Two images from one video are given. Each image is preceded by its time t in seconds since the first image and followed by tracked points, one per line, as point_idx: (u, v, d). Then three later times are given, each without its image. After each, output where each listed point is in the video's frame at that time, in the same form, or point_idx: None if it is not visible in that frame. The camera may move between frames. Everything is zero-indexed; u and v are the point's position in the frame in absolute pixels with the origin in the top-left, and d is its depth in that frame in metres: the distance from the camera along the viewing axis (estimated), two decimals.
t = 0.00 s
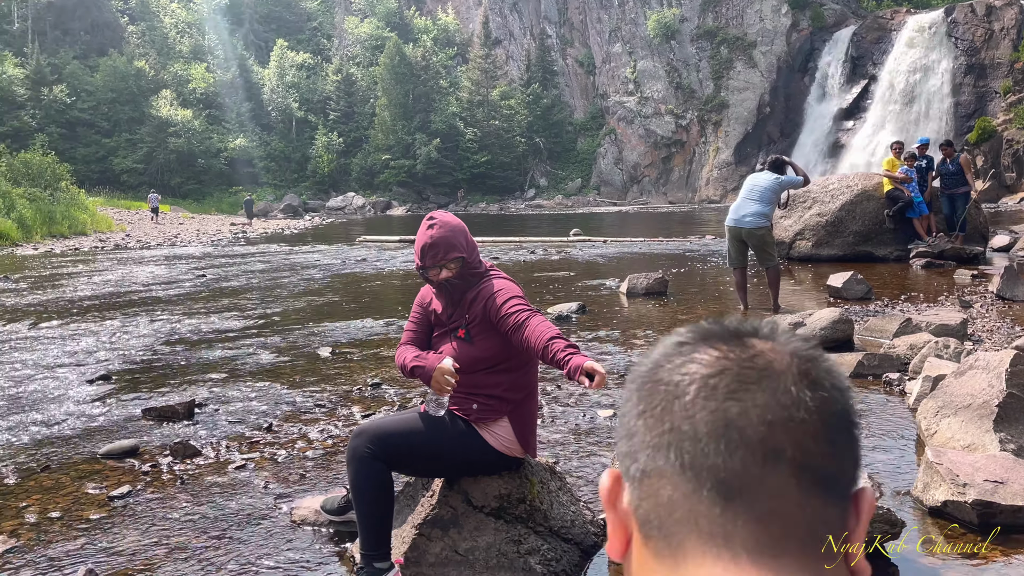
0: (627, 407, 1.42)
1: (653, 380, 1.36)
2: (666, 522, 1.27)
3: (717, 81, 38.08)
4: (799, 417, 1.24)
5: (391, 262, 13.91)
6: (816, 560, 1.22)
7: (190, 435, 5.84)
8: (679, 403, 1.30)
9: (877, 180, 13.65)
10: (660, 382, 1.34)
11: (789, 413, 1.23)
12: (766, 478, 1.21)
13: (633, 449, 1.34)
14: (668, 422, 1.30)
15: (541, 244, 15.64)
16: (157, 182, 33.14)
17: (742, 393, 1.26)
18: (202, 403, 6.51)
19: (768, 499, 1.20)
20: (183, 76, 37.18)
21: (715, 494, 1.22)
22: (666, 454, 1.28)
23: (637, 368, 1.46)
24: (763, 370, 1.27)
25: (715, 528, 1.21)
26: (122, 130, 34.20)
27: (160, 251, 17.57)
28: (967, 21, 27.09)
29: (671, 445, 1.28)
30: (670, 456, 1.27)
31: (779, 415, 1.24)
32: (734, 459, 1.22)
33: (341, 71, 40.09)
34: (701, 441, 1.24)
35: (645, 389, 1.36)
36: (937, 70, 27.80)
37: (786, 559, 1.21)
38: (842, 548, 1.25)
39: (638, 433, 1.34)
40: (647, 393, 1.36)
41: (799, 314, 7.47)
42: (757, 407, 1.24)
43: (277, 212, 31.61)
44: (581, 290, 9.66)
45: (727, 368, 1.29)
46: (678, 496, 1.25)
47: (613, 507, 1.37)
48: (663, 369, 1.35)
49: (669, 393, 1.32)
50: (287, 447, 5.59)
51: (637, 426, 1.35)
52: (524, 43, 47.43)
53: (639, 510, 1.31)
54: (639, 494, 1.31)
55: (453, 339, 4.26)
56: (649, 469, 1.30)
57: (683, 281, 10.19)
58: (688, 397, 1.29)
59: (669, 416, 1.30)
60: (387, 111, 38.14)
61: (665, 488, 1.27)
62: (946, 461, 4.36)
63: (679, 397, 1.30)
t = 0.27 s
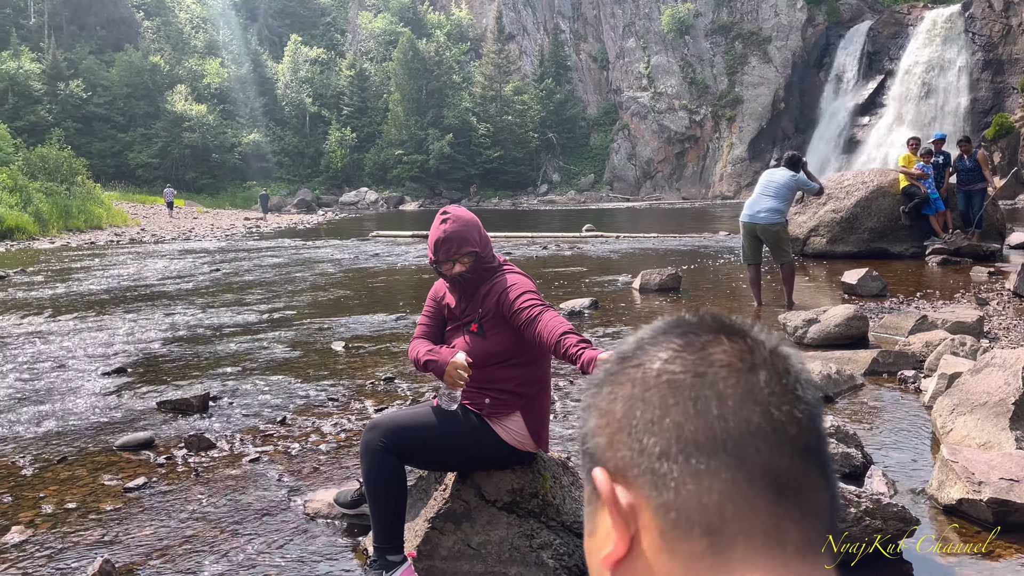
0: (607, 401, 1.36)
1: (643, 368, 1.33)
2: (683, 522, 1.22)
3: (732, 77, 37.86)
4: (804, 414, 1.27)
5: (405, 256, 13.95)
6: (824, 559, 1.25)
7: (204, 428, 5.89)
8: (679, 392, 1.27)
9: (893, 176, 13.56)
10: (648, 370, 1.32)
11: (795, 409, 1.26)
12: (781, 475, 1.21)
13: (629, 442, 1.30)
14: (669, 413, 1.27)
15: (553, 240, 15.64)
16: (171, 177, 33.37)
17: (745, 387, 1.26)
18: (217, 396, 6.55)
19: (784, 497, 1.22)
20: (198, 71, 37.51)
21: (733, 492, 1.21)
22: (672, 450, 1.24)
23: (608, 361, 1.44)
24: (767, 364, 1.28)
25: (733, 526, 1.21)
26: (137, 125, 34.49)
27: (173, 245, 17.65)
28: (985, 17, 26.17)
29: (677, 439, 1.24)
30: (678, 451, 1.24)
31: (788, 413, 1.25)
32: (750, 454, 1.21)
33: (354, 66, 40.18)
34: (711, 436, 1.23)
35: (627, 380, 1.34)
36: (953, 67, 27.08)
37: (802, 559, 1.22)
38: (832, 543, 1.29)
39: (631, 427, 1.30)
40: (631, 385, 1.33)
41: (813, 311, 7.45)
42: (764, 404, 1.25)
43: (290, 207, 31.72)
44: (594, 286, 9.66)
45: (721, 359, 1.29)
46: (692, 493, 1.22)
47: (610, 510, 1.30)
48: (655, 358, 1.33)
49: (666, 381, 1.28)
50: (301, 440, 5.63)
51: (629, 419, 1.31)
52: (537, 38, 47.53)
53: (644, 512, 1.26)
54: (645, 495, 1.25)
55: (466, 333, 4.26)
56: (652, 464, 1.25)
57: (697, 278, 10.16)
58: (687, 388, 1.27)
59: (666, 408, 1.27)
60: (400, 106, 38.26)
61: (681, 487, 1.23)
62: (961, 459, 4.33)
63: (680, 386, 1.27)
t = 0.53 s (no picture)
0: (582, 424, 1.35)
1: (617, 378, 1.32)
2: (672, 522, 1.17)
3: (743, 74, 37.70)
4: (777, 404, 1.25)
5: (413, 254, 13.97)
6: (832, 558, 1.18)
7: (213, 423, 5.92)
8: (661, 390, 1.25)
9: (906, 174, 13.48)
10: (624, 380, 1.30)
11: (770, 405, 1.24)
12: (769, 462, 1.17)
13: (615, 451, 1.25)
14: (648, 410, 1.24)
15: (563, 237, 15.63)
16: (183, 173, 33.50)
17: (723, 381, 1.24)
18: (227, 392, 6.59)
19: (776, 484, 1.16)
20: (210, 67, 37.71)
21: (727, 485, 1.17)
22: (659, 448, 1.21)
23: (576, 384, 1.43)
24: (732, 359, 1.28)
25: (729, 517, 1.15)
26: (149, 121, 34.66)
27: (185, 241, 17.73)
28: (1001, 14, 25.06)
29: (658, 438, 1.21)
30: (661, 454, 1.20)
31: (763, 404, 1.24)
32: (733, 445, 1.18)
33: (365, 63, 40.25)
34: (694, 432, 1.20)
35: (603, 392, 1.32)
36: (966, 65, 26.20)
37: (803, 553, 1.16)
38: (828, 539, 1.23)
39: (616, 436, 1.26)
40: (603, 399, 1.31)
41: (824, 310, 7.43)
42: (740, 398, 1.23)
43: (301, 204, 31.78)
44: (604, 284, 9.65)
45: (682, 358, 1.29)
46: (681, 488, 1.17)
47: (603, 525, 1.24)
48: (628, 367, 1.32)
49: (642, 387, 1.27)
50: (310, 436, 5.66)
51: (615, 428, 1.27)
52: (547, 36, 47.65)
53: (637, 520, 1.20)
54: (635, 502, 1.20)
55: (475, 330, 4.26)
56: (639, 468, 1.21)
57: (706, 276, 10.14)
58: (666, 390, 1.25)
59: (644, 409, 1.24)
60: (411, 104, 38.36)
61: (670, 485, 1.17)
62: (973, 460, 4.31)
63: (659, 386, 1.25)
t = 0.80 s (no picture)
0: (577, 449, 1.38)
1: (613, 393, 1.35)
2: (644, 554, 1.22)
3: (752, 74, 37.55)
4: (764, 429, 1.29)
5: (421, 252, 13.96)
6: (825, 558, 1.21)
7: (221, 420, 5.94)
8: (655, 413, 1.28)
9: (915, 175, 13.43)
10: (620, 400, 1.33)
11: (760, 404, 1.29)
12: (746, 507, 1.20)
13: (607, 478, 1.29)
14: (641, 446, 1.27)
15: (571, 237, 15.63)
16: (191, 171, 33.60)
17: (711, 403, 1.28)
18: (234, 388, 6.61)
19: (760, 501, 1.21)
20: (219, 65, 37.83)
21: (726, 483, 1.19)
22: (651, 459, 1.23)
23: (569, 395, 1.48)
24: (719, 362, 1.35)
25: (725, 513, 1.18)
26: (158, 119, 34.80)
27: (194, 238, 17.83)
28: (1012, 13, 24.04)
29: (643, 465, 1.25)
30: (656, 454, 1.23)
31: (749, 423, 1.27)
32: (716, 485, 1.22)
33: (374, 62, 40.26)
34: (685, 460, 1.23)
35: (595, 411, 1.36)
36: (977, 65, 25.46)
37: (802, 548, 1.19)
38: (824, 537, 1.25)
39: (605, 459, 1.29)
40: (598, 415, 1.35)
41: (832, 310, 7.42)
42: (731, 396, 1.28)
43: (308, 202, 31.78)
44: (611, 283, 9.66)
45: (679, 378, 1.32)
46: (676, 491, 1.20)
47: (603, 530, 1.26)
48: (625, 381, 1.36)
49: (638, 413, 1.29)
50: (318, 433, 5.67)
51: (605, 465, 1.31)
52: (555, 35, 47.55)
53: (638, 521, 1.23)
54: (635, 505, 1.23)
55: (482, 328, 4.27)
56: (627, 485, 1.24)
57: (714, 276, 10.13)
58: (659, 393, 1.29)
59: (639, 410, 1.28)
60: (419, 102, 38.37)
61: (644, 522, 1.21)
62: (982, 461, 4.29)
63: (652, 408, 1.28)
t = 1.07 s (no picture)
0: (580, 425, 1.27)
1: (623, 374, 1.25)
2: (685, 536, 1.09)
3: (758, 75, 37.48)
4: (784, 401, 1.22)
5: (427, 252, 13.97)
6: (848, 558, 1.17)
7: (227, 418, 5.96)
8: (675, 389, 1.18)
9: (922, 177, 13.41)
10: (633, 379, 1.22)
11: (787, 399, 1.22)
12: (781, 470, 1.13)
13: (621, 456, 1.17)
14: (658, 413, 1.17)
15: (576, 237, 15.62)
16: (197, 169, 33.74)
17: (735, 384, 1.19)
18: (240, 387, 6.63)
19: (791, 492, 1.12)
20: (226, 64, 37.93)
21: (765, 480, 1.11)
22: (684, 447, 1.13)
23: (578, 379, 1.34)
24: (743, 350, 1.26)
25: (766, 515, 1.09)
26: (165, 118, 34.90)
27: (200, 236, 17.88)
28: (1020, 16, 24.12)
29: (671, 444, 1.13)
30: (692, 447, 1.13)
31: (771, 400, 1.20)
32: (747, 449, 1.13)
33: (380, 61, 40.30)
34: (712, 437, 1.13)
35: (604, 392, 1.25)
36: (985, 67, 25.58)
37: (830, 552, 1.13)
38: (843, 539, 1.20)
39: (624, 439, 1.18)
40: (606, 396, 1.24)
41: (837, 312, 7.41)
42: (763, 389, 1.20)
43: (314, 201, 31.85)
44: (617, 283, 9.66)
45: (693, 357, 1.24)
46: (718, 485, 1.10)
47: (631, 528, 1.14)
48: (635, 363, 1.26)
49: (652, 386, 1.19)
50: (322, 432, 5.68)
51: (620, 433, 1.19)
52: (561, 35, 47.58)
53: (676, 518, 1.10)
54: (672, 502, 1.11)
55: (487, 329, 4.28)
56: (659, 470, 1.12)
57: (719, 277, 10.12)
58: (693, 382, 1.18)
59: (674, 397, 1.17)
60: (425, 102, 38.38)
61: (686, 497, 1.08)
62: (987, 464, 4.29)
63: (672, 388, 1.18)
